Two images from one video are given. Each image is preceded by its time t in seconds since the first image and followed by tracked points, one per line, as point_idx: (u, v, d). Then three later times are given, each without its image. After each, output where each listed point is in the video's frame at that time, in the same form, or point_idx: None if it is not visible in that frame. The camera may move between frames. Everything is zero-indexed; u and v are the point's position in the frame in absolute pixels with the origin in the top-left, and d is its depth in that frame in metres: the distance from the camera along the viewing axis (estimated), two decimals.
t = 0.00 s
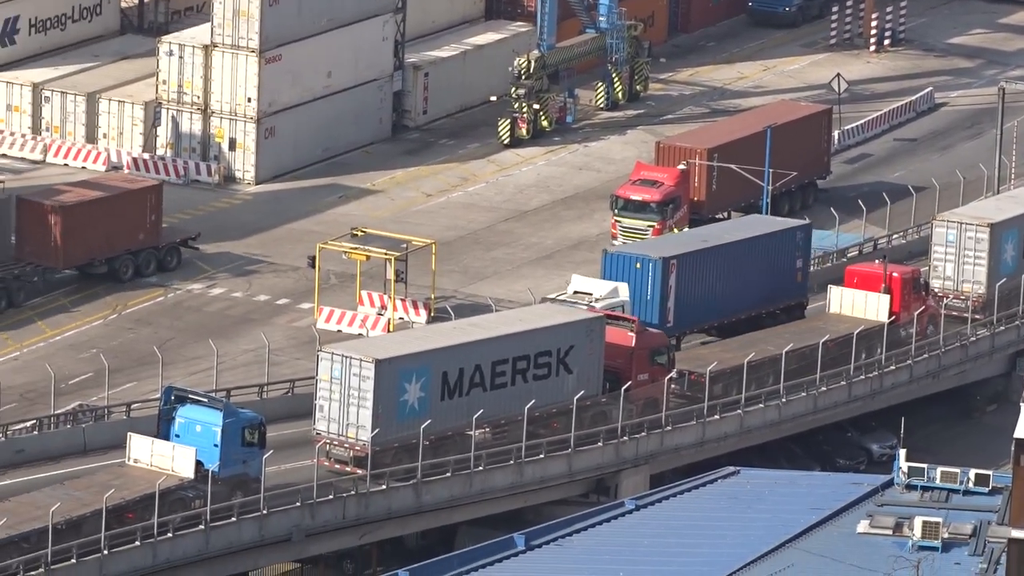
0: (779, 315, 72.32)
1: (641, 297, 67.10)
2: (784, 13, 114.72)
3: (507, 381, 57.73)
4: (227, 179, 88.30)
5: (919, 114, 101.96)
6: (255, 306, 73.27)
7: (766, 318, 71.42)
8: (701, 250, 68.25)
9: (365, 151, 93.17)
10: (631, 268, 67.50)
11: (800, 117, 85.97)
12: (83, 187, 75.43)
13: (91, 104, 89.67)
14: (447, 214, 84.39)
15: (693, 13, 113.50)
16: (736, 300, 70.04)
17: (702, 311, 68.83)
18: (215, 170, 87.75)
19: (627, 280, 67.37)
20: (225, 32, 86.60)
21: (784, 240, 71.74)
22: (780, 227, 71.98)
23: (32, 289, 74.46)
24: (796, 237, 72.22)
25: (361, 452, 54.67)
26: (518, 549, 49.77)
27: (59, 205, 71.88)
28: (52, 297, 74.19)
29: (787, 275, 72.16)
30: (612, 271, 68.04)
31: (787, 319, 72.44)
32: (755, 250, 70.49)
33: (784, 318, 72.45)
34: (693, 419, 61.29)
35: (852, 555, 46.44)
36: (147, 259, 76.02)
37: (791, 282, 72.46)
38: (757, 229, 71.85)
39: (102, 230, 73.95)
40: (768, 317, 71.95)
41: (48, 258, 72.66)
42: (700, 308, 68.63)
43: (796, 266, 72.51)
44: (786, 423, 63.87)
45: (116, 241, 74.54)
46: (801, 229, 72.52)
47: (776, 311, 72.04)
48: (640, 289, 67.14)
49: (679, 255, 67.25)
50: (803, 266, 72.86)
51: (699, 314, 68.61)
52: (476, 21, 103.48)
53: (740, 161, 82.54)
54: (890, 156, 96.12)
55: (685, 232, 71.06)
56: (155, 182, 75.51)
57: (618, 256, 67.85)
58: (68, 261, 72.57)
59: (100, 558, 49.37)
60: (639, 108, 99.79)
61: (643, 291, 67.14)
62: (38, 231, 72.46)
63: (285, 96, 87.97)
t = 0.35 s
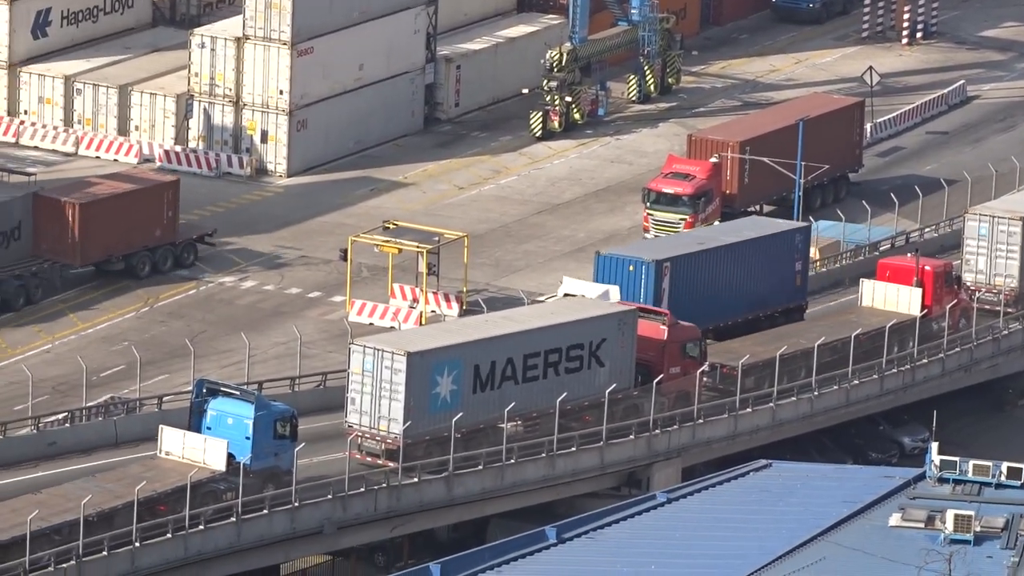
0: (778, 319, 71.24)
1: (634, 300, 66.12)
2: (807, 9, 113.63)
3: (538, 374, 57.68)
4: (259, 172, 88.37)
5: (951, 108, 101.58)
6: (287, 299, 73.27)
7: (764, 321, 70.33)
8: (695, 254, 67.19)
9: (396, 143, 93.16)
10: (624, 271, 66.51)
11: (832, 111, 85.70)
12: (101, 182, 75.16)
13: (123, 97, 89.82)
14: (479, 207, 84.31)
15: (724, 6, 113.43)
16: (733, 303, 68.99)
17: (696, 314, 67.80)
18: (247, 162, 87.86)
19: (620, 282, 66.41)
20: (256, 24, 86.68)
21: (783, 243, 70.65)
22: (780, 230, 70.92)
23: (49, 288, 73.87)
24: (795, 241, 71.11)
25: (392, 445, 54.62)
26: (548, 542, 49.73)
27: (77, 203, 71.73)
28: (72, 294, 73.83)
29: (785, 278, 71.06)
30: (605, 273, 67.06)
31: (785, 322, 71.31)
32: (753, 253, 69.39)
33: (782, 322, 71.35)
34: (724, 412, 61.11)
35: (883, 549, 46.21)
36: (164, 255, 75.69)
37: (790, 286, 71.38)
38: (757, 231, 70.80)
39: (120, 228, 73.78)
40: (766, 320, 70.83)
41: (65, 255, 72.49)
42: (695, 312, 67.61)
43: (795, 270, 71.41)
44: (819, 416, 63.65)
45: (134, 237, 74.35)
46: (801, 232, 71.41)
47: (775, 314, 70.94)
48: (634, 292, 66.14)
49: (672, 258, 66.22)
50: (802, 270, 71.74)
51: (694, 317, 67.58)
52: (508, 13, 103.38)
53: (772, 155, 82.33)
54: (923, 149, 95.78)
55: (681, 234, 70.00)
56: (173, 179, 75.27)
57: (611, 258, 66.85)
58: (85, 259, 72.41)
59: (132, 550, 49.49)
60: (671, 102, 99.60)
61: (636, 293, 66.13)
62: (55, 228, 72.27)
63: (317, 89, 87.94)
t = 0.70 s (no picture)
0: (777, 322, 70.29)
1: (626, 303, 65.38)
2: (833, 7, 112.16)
3: (571, 367, 57.66)
4: (292, 165, 88.54)
5: (985, 101, 101.24)
6: (320, 292, 73.36)
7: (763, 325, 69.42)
8: (689, 256, 66.40)
9: (430, 137, 93.22)
10: (616, 274, 65.80)
11: (866, 103, 85.49)
12: (121, 177, 74.81)
13: (156, 90, 89.94)
14: (512, 200, 84.32)
15: None
16: (730, 305, 68.17)
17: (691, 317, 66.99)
18: (281, 156, 88.01)
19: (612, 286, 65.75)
20: (290, 18, 86.67)
21: (781, 245, 69.79)
22: (779, 231, 70.11)
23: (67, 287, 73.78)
24: (793, 243, 70.24)
25: (426, 438, 54.64)
26: (581, 535, 49.81)
27: (94, 200, 71.49)
28: (92, 291, 73.69)
29: (785, 281, 70.11)
30: (598, 277, 66.37)
31: (784, 325, 70.30)
32: (749, 255, 68.56)
33: (781, 325, 70.40)
34: (757, 405, 61.05)
35: (917, 541, 46.21)
36: (182, 253, 75.44)
37: (789, 288, 70.46)
38: (754, 233, 70.00)
39: (138, 225, 73.63)
40: (766, 324, 69.86)
41: (84, 253, 72.33)
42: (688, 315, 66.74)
43: (794, 273, 70.50)
44: (852, 409, 63.59)
45: (151, 235, 74.18)
46: (799, 234, 70.56)
47: (774, 317, 70.00)
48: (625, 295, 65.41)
49: (664, 261, 65.48)
50: (802, 272, 70.84)
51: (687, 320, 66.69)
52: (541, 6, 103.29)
53: (805, 148, 82.19)
54: (956, 142, 95.50)
55: (678, 237, 69.25)
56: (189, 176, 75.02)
57: (603, 261, 66.14)
58: (103, 256, 72.19)
59: (165, 543, 49.70)
60: (705, 95, 99.45)
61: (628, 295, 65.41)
62: (73, 226, 72.00)
63: (350, 82, 87.98)
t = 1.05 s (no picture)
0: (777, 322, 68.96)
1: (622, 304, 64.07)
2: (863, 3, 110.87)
3: (610, 357, 57.54)
4: (331, 155, 88.57)
5: None
6: (359, 282, 73.40)
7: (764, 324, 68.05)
8: (688, 254, 64.94)
9: (468, 127, 93.19)
10: (612, 272, 64.48)
11: (904, 94, 85.14)
12: (145, 170, 74.56)
13: (195, 81, 89.82)
14: (550, 190, 84.24)
15: None
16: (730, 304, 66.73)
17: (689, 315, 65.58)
18: (320, 146, 88.07)
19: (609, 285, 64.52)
20: (328, 8, 86.53)
21: (784, 245, 68.34)
22: (782, 230, 68.62)
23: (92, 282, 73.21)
24: (796, 242, 68.77)
25: (465, 429, 54.53)
26: (620, 526, 49.78)
27: (120, 194, 71.03)
28: (116, 288, 73.19)
29: (786, 281, 68.73)
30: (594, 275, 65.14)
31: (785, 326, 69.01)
32: (752, 254, 67.08)
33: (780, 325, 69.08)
34: (796, 396, 60.86)
35: (955, 533, 46.07)
36: (205, 246, 75.24)
37: (790, 288, 69.14)
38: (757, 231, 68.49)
39: (164, 218, 73.32)
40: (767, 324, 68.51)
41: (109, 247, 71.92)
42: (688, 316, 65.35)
43: (796, 272, 69.07)
44: (890, 400, 63.38)
45: (174, 229, 73.88)
46: (803, 233, 69.08)
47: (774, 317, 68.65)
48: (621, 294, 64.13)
49: (662, 260, 63.97)
50: (805, 272, 69.42)
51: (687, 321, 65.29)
52: None
53: (843, 139, 81.86)
54: (995, 132, 95.14)
55: (679, 234, 67.84)
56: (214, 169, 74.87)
57: (599, 260, 64.83)
58: (127, 251, 71.90)
59: (204, 533, 49.80)
60: (743, 85, 99.21)
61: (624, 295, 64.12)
62: (97, 220, 71.69)
63: (388, 73, 87.88)
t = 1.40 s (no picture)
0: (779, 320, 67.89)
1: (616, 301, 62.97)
2: None
3: (652, 344, 57.46)
4: (372, 143, 88.63)
5: None
6: (400, 270, 73.42)
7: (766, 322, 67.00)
8: (686, 251, 63.90)
9: (510, 115, 93.15)
10: (607, 268, 63.31)
11: (946, 81, 84.75)
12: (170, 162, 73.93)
13: (236, 69, 89.92)
14: (592, 177, 84.15)
15: None
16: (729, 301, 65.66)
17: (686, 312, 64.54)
18: (361, 133, 88.18)
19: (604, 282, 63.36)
20: None
21: (788, 241, 67.22)
22: (784, 227, 67.39)
23: (117, 275, 72.44)
24: (799, 239, 67.62)
25: (506, 416, 54.54)
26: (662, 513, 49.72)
27: (144, 186, 70.53)
28: (143, 281, 72.70)
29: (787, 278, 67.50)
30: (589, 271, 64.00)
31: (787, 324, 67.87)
32: (753, 250, 66.00)
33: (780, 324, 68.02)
34: (838, 383, 60.67)
35: (998, 521, 45.95)
36: (230, 239, 74.65)
37: (793, 284, 68.04)
38: (758, 228, 67.30)
39: (190, 210, 72.77)
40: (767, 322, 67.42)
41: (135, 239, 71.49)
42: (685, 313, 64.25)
43: (799, 269, 68.00)
44: (932, 387, 63.13)
45: (200, 221, 73.35)
46: (808, 230, 67.94)
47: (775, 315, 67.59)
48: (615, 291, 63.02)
49: (656, 256, 62.88)
50: (808, 268, 68.31)
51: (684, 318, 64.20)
52: None
53: (885, 126, 81.50)
54: None
55: (679, 229, 66.75)
56: (241, 160, 74.13)
57: (595, 255, 63.66)
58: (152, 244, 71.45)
59: (245, 521, 49.99)
60: (785, 73, 98.92)
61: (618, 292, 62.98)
62: (122, 212, 71.19)
63: (430, 60, 87.81)
